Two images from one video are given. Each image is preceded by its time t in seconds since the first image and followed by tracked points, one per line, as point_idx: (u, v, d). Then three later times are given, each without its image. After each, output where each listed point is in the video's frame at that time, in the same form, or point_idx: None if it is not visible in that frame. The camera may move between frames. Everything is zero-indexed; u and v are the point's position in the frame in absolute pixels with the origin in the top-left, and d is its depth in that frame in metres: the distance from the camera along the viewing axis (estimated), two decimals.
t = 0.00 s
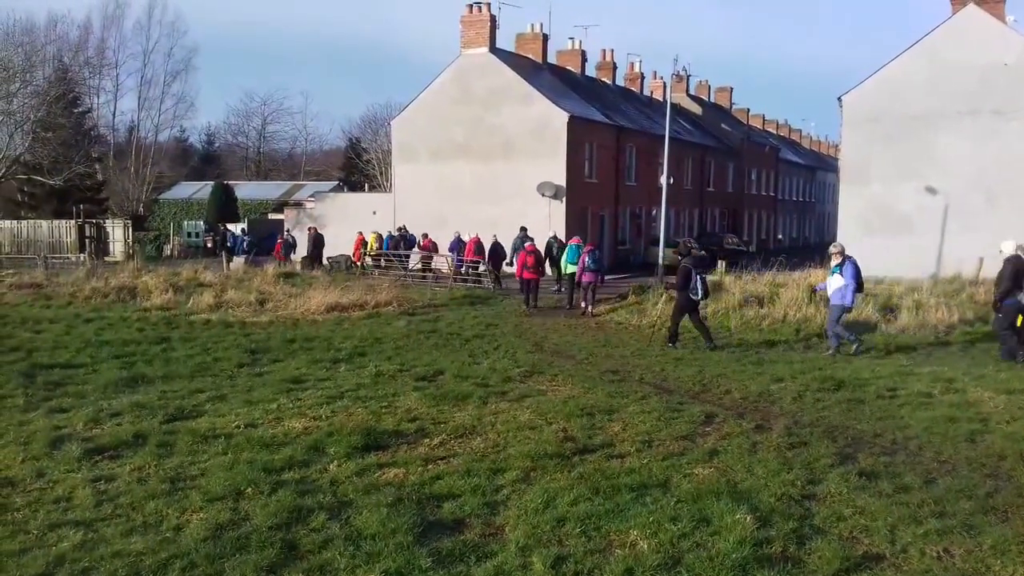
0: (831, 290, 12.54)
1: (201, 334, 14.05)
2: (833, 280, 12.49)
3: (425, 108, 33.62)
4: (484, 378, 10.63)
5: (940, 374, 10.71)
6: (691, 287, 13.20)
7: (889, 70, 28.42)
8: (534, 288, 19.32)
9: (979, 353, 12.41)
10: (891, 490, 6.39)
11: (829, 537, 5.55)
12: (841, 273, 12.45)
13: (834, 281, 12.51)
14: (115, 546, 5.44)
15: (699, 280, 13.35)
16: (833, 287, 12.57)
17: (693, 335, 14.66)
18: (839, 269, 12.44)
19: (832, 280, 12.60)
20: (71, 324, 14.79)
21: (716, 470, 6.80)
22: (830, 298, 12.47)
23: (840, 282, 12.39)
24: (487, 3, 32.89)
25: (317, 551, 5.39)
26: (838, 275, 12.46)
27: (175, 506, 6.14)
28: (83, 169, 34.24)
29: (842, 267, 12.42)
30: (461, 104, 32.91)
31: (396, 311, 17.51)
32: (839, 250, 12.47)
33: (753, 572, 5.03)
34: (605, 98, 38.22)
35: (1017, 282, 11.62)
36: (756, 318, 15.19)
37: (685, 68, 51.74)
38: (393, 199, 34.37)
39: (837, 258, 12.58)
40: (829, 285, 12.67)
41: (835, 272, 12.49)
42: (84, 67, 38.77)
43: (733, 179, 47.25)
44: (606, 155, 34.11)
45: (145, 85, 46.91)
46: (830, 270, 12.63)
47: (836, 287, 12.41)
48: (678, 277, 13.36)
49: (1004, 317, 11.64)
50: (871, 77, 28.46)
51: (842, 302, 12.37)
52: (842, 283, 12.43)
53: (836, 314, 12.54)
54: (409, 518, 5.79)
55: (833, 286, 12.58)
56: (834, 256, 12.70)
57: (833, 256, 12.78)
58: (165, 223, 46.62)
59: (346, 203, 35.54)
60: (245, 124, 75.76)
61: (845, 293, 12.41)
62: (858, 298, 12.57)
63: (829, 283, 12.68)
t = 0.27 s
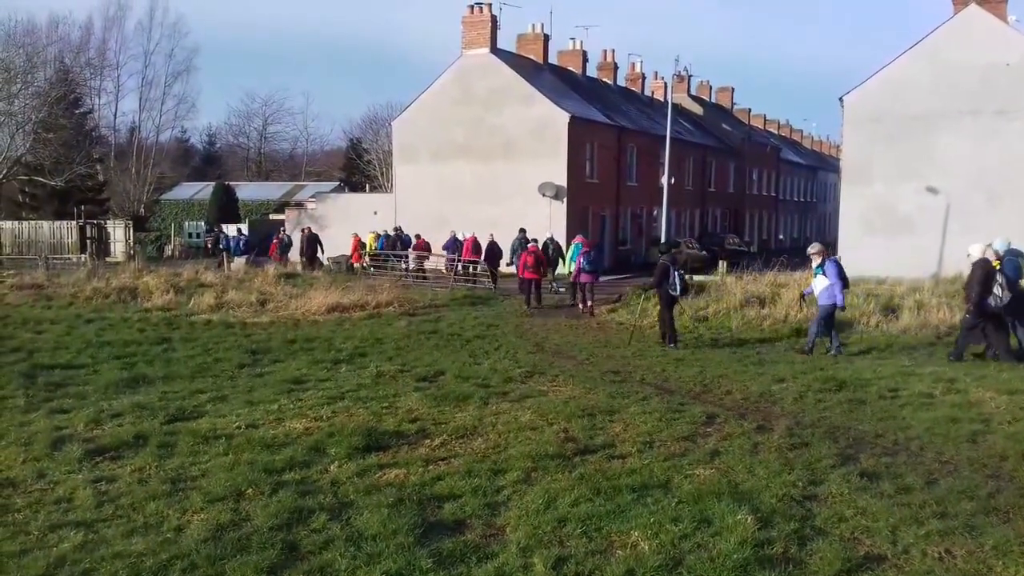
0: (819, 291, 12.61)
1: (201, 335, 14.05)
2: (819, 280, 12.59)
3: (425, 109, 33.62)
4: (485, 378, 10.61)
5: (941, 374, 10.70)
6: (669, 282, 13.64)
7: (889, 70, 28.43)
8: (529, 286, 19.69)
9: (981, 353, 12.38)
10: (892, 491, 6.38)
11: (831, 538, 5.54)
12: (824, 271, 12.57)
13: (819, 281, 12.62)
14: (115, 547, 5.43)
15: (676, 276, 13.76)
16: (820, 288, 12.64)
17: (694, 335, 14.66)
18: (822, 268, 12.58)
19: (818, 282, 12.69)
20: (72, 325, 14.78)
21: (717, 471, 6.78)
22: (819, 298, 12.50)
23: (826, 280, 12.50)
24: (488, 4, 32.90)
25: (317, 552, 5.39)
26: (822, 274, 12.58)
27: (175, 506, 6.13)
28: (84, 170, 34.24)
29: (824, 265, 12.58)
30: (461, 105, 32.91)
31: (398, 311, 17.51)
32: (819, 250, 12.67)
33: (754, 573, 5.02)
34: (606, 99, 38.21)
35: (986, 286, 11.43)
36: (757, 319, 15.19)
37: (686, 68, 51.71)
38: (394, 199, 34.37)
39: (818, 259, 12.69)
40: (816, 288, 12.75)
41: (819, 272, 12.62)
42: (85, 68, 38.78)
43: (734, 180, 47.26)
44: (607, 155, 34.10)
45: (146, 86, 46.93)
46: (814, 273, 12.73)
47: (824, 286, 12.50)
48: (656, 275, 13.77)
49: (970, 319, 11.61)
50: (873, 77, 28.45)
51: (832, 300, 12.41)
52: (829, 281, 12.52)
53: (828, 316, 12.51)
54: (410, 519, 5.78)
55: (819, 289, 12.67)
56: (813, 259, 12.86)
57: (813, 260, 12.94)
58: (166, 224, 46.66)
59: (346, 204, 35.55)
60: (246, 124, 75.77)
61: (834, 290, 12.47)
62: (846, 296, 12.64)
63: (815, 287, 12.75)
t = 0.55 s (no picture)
0: (798, 293, 12.62)
1: (201, 333, 14.05)
2: (800, 283, 12.56)
3: (424, 108, 33.61)
4: (485, 377, 10.61)
5: (942, 373, 10.70)
6: (650, 282, 13.50)
7: (889, 70, 28.42)
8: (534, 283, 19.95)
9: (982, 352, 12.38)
10: (892, 489, 6.38)
11: (831, 537, 5.54)
12: (807, 275, 12.51)
13: (801, 283, 12.58)
14: (115, 546, 5.43)
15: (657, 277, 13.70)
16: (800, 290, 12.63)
17: (693, 334, 14.65)
18: (805, 273, 12.52)
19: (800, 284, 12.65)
20: (71, 324, 14.77)
21: (717, 470, 6.78)
22: (796, 301, 12.53)
23: (806, 284, 12.48)
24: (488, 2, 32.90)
25: (317, 550, 5.39)
26: (805, 277, 12.52)
27: (175, 505, 6.13)
28: (83, 168, 34.22)
29: (809, 270, 12.49)
30: (461, 103, 32.90)
31: (397, 310, 17.48)
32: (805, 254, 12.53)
33: (754, 572, 5.02)
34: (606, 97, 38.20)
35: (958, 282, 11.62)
36: (757, 318, 15.20)
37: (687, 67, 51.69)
38: (394, 199, 34.37)
39: (803, 260, 12.63)
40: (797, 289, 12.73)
41: (802, 275, 12.57)
42: (84, 66, 38.76)
43: (734, 178, 47.26)
44: (607, 154, 34.09)
45: (146, 84, 46.91)
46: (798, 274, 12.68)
47: (803, 290, 12.48)
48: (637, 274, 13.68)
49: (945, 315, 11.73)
50: (873, 77, 28.45)
51: (810, 304, 12.40)
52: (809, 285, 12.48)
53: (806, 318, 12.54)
54: (410, 518, 5.78)
55: (801, 289, 12.63)
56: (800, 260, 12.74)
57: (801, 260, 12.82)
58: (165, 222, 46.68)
59: (346, 203, 35.54)
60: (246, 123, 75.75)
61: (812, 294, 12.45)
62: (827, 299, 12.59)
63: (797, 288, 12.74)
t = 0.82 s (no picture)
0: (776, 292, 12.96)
1: (199, 332, 14.06)
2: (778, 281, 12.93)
3: (423, 106, 33.57)
4: (482, 376, 10.60)
5: (939, 371, 10.70)
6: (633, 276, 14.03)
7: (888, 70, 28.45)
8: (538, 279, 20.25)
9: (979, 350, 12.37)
10: (890, 488, 6.39)
11: (829, 536, 5.55)
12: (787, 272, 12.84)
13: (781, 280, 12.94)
14: (112, 544, 5.42)
15: (640, 273, 14.21)
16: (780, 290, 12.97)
17: (692, 332, 14.65)
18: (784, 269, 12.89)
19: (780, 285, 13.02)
20: (68, 322, 14.75)
21: (715, 469, 6.79)
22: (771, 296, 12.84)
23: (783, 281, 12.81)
24: None
25: (315, 549, 5.39)
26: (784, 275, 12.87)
27: (173, 504, 6.13)
28: (81, 166, 34.17)
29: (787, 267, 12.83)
30: (459, 101, 32.88)
31: (395, 309, 17.47)
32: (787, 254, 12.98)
33: (751, 571, 5.01)
34: (604, 95, 38.22)
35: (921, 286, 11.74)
36: (755, 317, 15.20)
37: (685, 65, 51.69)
38: (392, 197, 34.36)
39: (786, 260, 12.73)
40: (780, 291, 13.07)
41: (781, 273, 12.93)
42: (82, 64, 38.71)
43: (732, 177, 47.26)
44: (606, 152, 34.09)
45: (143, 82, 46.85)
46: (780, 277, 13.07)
47: (781, 285, 12.77)
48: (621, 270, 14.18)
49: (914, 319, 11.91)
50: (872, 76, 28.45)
51: (784, 297, 12.60)
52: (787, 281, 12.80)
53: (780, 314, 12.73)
54: (407, 516, 5.78)
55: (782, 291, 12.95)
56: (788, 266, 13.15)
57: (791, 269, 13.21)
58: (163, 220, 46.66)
59: (344, 201, 35.52)
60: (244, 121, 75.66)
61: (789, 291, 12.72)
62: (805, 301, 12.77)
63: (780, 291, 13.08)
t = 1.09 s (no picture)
0: (754, 291, 12.45)
1: (193, 331, 14.03)
2: (756, 282, 12.38)
3: (417, 104, 33.55)
4: (477, 374, 10.62)
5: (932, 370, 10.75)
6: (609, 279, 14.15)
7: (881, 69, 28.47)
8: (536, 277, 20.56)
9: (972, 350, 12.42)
10: (884, 487, 6.40)
11: (823, 534, 5.56)
12: (767, 274, 12.29)
13: (759, 281, 12.38)
14: (106, 544, 5.41)
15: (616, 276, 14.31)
16: (757, 289, 12.47)
17: (686, 331, 14.69)
18: (764, 271, 12.29)
19: (757, 283, 12.48)
20: (62, 321, 14.73)
21: (709, 467, 6.80)
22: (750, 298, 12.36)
23: (762, 284, 12.29)
24: None
25: (309, 548, 5.38)
26: (764, 276, 12.30)
27: (167, 503, 6.11)
28: (75, 165, 34.10)
29: (767, 268, 12.23)
30: (454, 100, 32.86)
31: (390, 308, 17.44)
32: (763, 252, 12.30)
33: (745, 570, 5.01)
34: (599, 94, 38.23)
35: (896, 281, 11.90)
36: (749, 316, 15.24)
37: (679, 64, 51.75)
38: (386, 196, 34.33)
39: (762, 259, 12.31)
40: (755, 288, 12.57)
41: (760, 274, 12.35)
42: (75, 62, 38.61)
43: (727, 176, 47.33)
44: (600, 151, 34.11)
45: (137, 80, 46.75)
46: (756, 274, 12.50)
47: (763, 289, 12.27)
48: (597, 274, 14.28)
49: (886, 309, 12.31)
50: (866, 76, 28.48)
51: (767, 304, 12.19)
52: (767, 284, 12.29)
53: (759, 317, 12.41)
54: (401, 515, 5.77)
55: (759, 289, 12.46)
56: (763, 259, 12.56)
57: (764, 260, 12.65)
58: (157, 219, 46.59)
59: (339, 200, 35.49)
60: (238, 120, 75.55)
61: (770, 294, 12.28)
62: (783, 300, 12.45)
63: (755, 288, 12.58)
